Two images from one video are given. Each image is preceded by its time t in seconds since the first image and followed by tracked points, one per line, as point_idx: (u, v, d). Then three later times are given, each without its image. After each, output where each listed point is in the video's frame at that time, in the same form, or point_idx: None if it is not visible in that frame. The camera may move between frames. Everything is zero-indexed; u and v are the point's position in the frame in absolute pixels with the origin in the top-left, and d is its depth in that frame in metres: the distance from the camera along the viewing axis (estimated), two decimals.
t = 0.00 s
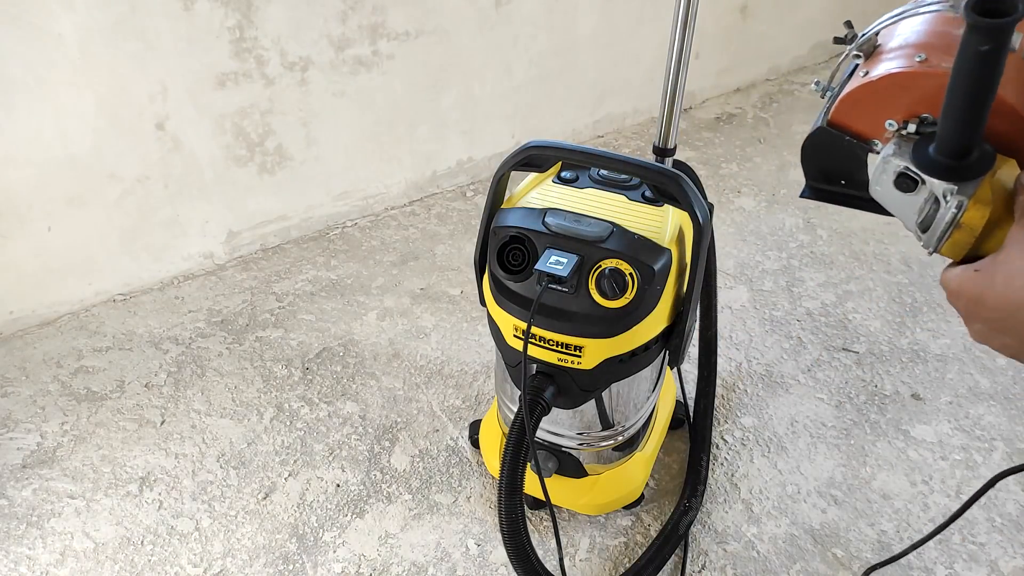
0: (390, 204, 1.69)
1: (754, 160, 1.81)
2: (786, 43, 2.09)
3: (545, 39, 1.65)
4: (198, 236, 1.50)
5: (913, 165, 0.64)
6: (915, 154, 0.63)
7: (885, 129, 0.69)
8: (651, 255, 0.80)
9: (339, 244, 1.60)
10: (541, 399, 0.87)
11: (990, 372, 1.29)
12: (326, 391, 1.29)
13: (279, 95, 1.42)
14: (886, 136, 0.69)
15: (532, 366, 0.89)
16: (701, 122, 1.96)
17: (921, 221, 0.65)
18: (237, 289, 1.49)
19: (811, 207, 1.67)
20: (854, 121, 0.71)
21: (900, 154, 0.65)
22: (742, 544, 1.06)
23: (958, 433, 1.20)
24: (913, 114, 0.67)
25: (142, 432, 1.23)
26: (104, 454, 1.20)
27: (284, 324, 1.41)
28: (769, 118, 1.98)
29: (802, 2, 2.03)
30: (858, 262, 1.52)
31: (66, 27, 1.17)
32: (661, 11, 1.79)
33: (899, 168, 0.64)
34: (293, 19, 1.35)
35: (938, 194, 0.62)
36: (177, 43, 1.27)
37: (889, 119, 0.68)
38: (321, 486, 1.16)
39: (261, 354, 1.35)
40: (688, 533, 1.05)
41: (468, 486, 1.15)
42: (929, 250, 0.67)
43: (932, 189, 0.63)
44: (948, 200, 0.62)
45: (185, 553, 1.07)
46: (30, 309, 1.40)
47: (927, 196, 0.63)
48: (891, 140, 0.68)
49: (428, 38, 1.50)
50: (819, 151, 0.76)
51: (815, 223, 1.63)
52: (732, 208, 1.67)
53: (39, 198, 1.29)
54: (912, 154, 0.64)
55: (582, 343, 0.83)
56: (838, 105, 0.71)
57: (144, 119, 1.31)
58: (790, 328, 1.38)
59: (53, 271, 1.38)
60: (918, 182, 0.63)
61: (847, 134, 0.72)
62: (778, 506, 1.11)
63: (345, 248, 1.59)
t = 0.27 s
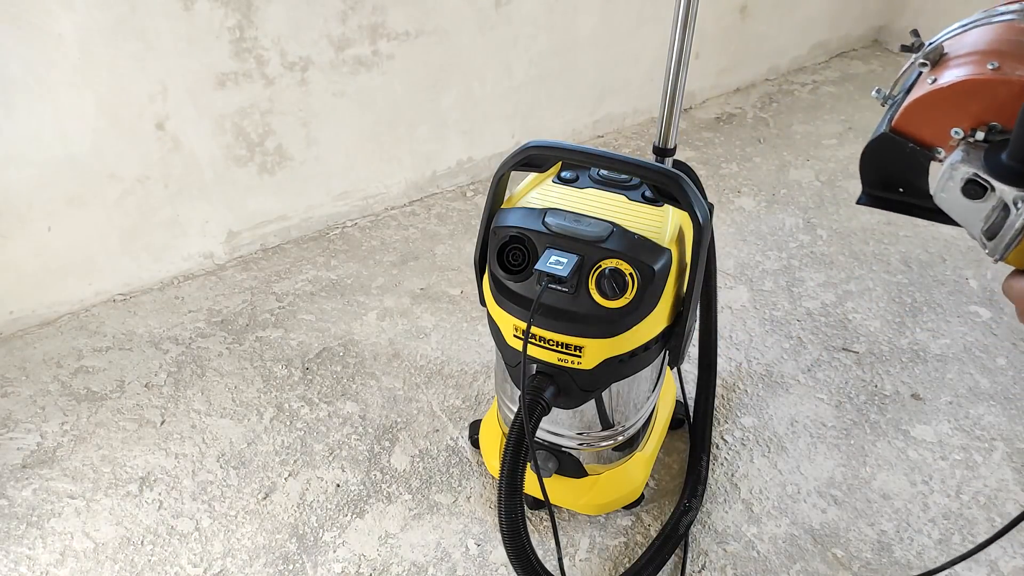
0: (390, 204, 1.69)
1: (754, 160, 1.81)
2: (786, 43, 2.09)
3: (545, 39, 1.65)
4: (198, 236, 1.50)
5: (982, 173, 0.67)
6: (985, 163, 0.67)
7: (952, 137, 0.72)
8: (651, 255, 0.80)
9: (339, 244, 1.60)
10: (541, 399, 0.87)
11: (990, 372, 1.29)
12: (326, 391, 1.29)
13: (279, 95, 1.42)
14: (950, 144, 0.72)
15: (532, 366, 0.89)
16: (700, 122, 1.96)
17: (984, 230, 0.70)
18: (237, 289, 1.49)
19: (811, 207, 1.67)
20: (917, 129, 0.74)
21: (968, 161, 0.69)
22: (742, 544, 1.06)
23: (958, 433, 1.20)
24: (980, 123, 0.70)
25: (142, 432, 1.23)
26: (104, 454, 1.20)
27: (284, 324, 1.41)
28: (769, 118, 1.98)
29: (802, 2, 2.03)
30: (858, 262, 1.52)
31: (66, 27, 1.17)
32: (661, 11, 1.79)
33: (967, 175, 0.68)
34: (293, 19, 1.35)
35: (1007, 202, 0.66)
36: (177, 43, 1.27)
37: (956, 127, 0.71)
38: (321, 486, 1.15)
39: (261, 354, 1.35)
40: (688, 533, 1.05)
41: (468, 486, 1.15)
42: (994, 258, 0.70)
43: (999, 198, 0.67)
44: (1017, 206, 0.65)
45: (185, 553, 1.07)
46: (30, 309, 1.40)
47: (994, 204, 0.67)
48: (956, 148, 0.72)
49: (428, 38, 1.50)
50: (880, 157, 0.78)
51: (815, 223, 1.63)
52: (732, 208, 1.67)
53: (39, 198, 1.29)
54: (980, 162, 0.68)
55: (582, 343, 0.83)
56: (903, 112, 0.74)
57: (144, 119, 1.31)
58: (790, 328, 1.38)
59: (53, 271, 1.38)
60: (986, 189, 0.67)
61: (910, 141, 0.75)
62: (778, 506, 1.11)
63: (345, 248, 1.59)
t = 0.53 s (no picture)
0: (390, 204, 1.69)
1: (754, 160, 1.81)
2: (786, 43, 2.09)
3: (545, 39, 1.65)
4: (198, 236, 1.50)
5: None
6: None
7: (996, 143, 0.76)
8: (651, 255, 0.80)
9: (339, 244, 1.60)
10: (540, 399, 0.87)
11: (990, 372, 1.29)
12: (326, 391, 1.29)
13: (279, 95, 1.42)
14: (994, 150, 0.77)
15: (532, 366, 0.89)
16: (700, 122, 1.96)
17: None
18: (237, 289, 1.49)
19: (811, 207, 1.67)
20: (962, 137, 0.78)
21: (1013, 167, 0.74)
22: (742, 544, 1.06)
23: (958, 433, 1.20)
24: None
25: (142, 432, 1.23)
26: (104, 454, 1.20)
27: (284, 324, 1.41)
28: (769, 118, 1.98)
29: (802, 2, 2.03)
30: (858, 262, 1.52)
31: (66, 27, 1.17)
32: (661, 11, 1.79)
33: (1010, 180, 0.73)
34: (293, 19, 1.35)
35: None
36: (177, 43, 1.27)
37: (1000, 134, 0.75)
38: (321, 486, 1.16)
39: (261, 354, 1.36)
40: (688, 533, 1.05)
41: (468, 485, 1.15)
42: None
43: None
44: None
45: (185, 553, 1.07)
46: (30, 309, 1.40)
47: None
48: (1000, 154, 0.76)
49: (428, 38, 1.50)
50: (922, 162, 0.82)
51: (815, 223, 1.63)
52: (732, 208, 1.67)
53: (39, 198, 1.29)
54: None
55: (582, 343, 0.83)
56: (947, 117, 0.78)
57: (144, 119, 1.31)
58: (790, 328, 1.38)
59: (54, 271, 1.38)
60: None
61: (953, 146, 0.79)
62: (778, 506, 1.11)
63: (345, 248, 1.59)
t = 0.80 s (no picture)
0: (390, 204, 1.69)
1: (754, 160, 1.81)
2: (786, 43, 2.09)
3: (545, 39, 1.65)
4: (198, 236, 1.50)
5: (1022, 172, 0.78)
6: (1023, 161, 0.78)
7: (1001, 138, 0.82)
8: (651, 255, 0.80)
9: (339, 244, 1.60)
10: (540, 399, 0.87)
11: (990, 372, 1.29)
12: (326, 391, 1.29)
13: (279, 95, 1.42)
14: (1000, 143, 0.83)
15: (532, 366, 0.89)
16: (700, 123, 1.96)
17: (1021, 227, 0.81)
18: (237, 289, 1.49)
19: (811, 207, 1.67)
20: (971, 133, 0.84)
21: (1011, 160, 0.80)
22: (742, 544, 1.06)
23: (958, 433, 1.20)
24: None
25: (142, 432, 1.23)
26: (104, 454, 1.20)
27: (284, 324, 1.41)
28: (769, 118, 1.98)
29: (802, 2, 2.03)
30: (858, 262, 1.52)
31: (66, 27, 1.17)
32: (660, 11, 1.79)
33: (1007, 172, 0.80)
34: (293, 19, 1.35)
35: None
36: (177, 43, 1.27)
37: (1006, 130, 0.81)
38: (321, 486, 1.15)
39: (261, 354, 1.35)
40: (688, 533, 1.05)
41: (468, 485, 1.15)
42: None
43: None
44: None
45: (185, 553, 1.07)
46: (29, 309, 1.40)
47: None
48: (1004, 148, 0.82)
49: (429, 38, 1.50)
50: (933, 158, 0.89)
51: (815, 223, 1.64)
52: (732, 208, 1.67)
53: (39, 198, 1.29)
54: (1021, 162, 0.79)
55: (582, 343, 0.83)
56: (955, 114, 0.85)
57: (144, 119, 1.31)
58: (790, 328, 1.38)
59: (54, 271, 1.38)
60: None
61: (962, 142, 0.86)
62: (778, 506, 1.11)
63: (345, 248, 1.59)
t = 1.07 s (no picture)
0: (390, 204, 1.69)
1: (754, 160, 1.81)
2: (786, 43, 2.09)
3: (545, 39, 1.65)
4: (198, 236, 1.50)
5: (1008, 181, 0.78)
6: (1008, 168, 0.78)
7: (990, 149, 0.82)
8: (651, 255, 0.80)
9: (339, 244, 1.60)
10: (540, 399, 0.87)
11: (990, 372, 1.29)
12: (326, 391, 1.29)
13: (279, 95, 1.42)
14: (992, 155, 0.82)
15: (532, 366, 0.89)
16: (701, 123, 1.96)
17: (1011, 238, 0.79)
18: (237, 289, 1.49)
19: (811, 207, 1.67)
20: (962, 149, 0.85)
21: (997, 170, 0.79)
22: (742, 544, 1.06)
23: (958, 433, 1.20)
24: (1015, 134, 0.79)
25: (142, 432, 1.23)
26: (104, 454, 1.20)
27: (284, 324, 1.41)
28: (769, 118, 1.97)
29: (802, 2, 2.03)
30: (858, 262, 1.52)
31: (66, 27, 1.17)
32: (661, 11, 1.79)
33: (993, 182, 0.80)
34: (293, 19, 1.35)
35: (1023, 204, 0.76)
36: (177, 43, 1.27)
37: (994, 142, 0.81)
38: (321, 486, 1.15)
39: (261, 354, 1.36)
40: (688, 533, 1.05)
41: (468, 485, 1.15)
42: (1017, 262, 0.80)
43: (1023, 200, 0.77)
44: None
45: (185, 553, 1.07)
46: (30, 309, 1.40)
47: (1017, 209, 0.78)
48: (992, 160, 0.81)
49: (429, 38, 1.50)
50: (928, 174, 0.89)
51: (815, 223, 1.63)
52: (732, 208, 1.67)
53: (39, 198, 1.29)
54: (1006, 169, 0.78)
55: (582, 343, 0.83)
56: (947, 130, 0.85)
57: (144, 119, 1.31)
58: (790, 328, 1.38)
59: (54, 271, 1.38)
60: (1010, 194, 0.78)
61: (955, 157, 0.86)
62: (778, 506, 1.11)
63: (345, 248, 1.59)
